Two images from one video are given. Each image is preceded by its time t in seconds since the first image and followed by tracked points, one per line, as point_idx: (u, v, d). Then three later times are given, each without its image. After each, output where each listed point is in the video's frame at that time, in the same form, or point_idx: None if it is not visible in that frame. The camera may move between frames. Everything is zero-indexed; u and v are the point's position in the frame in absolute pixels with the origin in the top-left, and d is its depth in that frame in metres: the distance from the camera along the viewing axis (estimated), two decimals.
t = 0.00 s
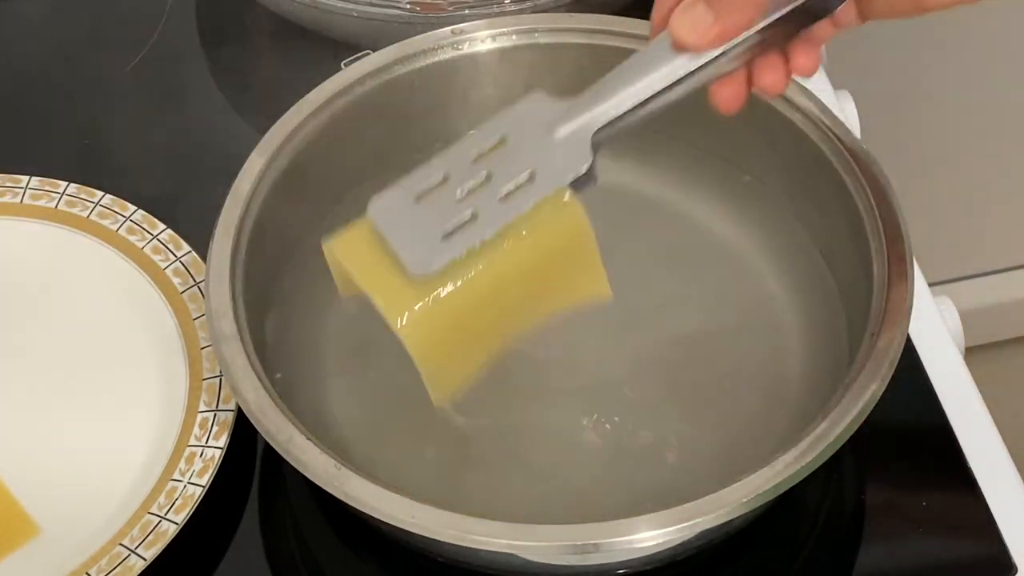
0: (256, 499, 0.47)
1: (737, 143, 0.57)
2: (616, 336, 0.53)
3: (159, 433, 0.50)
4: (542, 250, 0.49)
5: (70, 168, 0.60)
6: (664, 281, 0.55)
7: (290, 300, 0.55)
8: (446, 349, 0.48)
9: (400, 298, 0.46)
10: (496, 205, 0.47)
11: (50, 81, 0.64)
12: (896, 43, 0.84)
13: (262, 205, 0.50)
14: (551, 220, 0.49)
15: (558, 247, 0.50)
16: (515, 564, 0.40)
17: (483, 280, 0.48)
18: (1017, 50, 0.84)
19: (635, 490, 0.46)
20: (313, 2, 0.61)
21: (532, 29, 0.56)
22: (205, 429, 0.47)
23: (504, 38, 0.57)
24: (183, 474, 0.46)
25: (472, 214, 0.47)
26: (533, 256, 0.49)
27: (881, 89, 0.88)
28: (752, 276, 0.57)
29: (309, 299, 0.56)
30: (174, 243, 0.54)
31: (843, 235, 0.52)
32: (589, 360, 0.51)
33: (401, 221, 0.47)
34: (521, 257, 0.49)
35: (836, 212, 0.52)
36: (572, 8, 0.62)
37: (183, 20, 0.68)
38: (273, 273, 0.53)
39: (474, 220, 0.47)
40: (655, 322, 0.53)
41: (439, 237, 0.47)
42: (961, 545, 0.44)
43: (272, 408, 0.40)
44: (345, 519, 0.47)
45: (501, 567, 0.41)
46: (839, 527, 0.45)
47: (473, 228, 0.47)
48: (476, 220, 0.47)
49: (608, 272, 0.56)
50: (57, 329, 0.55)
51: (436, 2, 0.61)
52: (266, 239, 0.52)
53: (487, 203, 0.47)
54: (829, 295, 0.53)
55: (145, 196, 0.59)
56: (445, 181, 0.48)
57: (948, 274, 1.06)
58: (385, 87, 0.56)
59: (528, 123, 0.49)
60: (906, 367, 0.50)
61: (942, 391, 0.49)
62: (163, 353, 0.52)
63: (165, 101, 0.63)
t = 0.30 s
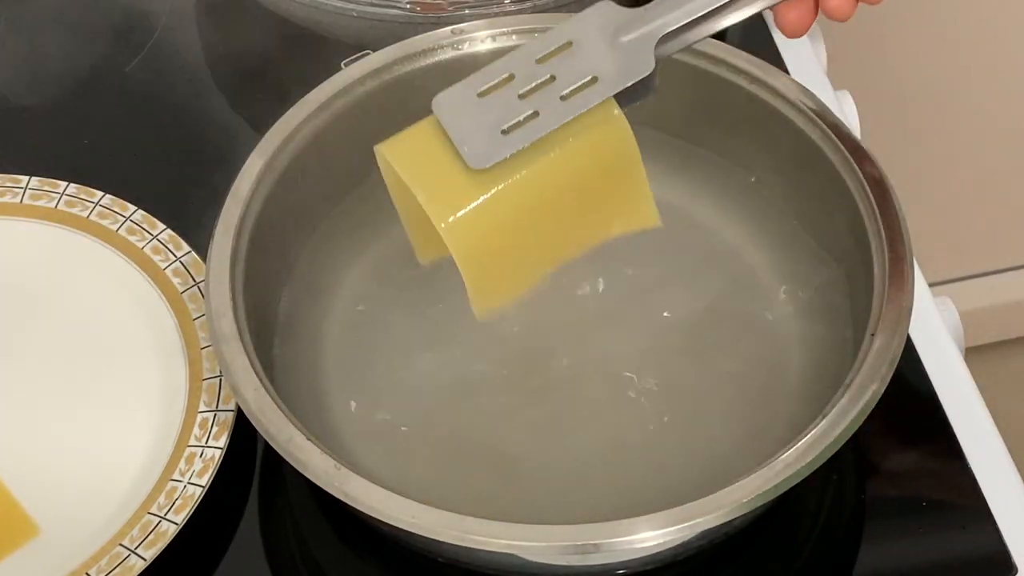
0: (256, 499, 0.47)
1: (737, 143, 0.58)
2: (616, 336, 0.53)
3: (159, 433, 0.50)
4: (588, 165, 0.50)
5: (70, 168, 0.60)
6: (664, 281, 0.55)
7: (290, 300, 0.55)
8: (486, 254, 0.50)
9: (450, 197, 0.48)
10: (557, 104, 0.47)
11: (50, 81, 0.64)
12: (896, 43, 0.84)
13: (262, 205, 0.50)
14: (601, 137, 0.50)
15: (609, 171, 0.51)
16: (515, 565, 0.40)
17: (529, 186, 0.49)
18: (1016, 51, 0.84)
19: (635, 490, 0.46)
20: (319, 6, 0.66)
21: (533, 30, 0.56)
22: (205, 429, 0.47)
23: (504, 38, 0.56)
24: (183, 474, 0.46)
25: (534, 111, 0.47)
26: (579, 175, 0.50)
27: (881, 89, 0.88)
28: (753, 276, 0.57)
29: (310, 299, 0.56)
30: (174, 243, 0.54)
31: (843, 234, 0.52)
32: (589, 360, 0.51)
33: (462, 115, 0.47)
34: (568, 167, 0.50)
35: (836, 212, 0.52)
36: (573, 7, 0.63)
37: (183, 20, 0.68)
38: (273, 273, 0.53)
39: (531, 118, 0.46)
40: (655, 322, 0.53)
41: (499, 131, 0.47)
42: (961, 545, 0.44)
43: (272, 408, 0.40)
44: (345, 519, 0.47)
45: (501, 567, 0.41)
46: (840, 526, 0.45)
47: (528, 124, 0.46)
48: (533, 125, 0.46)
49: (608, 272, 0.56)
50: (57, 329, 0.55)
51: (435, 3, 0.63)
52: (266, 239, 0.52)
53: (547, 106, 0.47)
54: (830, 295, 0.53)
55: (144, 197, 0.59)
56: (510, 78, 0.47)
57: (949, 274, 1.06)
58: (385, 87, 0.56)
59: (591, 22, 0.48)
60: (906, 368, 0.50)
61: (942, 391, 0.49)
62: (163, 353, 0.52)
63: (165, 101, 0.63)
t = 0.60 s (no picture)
0: (256, 499, 0.47)
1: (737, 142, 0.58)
2: (616, 338, 0.52)
3: (159, 433, 0.50)
4: (571, 162, 0.50)
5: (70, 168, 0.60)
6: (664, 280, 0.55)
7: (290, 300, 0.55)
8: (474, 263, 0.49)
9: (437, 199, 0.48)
10: (553, 94, 0.48)
11: (49, 81, 0.64)
12: (895, 44, 0.84)
13: (262, 205, 0.50)
14: (579, 135, 0.50)
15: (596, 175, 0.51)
16: (515, 564, 0.40)
17: (513, 182, 0.49)
18: (1016, 50, 0.85)
19: (635, 490, 0.46)
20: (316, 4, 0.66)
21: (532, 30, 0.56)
22: (205, 429, 0.47)
23: (504, 38, 0.56)
24: (183, 474, 0.46)
25: (530, 99, 0.47)
26: (563, 171, 0.50)
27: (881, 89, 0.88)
28: (753, 276, 0.57)
29: (309, 299, 0.56)
30: (175, 243, 0.54)
31: (843, 234, 0.52)
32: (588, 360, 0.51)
33: (459, 104, 0.48)
34: (552, 161, 0.50)
35: (836, 212, 0.52)
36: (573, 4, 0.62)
37: (183, 20, 0.68)
38: (273, 273, 0.53)
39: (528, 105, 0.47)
40: (653, 321, 0.53)
41: (495, 119, 0.47)
42: (960, 545, 0.44)
43: (272, 408, 0.40)
44: (346, 519, 0.47)
45: (501, 567, 0.41)
46: (839, 526, 0.45)
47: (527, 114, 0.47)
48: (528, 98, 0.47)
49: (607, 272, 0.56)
50: (57, 330, 0.55)
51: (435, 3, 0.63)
52: (266, 238, 0.52)
53: (544, 93, 0.48)
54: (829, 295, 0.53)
55: (144, 197, 0.59)
56: (507, 68, 0.48)
57: (949, 274, 1.06)
58: (385, 87, 0.56)
59: (589, 11, 0.49)
60: (906, 368, 0.50)
61: (942, 391, 0.49)
62: (163, 353, 0.52)
63: (165, 102, 0.63)
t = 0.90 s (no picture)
0: (256, 499, 0.47)
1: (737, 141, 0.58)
2: (617, 337, 0.52)
3: (159, 433, 0.50)
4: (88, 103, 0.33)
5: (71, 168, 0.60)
6: (663, 280, 0.55)
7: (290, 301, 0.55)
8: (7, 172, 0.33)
9: None
10: None
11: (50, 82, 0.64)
12: (896, 44, 0.83)
13: (262, 204, 0.50)
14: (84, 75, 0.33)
15: (116, 107, 0.34)
16: (515, 565, 0.40)
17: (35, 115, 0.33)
18: (1016, 50, 0.85)
19: (635, 490, 0.46)
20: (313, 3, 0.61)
21: (532, 30, 0.56)
22: (205, 429, 0.47)
23: (504, 38, 0.56)
24: (183, 473, 0.46)
25: None
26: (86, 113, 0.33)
27: (882, 89, 0.88)
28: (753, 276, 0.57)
29: (309, 300, 0.56)
30: (174, 243, 0.54)
31: (844, 233, 0.52)
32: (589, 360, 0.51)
33: None
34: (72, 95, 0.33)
35: (837, 212, 0.52)
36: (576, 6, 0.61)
37: (183, 20, 0.68)
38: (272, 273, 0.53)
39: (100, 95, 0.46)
40: (654, 321, 0.53)
41: None
42: (961, 544, 0.44)
43: (272, 408, 0.40)
44: (346, 519, 0.47)
45: (502, 567, 0.41)
46: (840, 526, 0.45)
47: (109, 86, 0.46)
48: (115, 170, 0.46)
49: (607, 272, 0.56)
50: (57, 331, 0.55)
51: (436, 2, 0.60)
52: (266, 237, 0.52)
53: None
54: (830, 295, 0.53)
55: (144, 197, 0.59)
56: None
57: (949, 274, 1.07)
58: (385, 86, 0.56)
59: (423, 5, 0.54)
60: (906, 368, 0.50)
61: (942, 391, 0.49)
62: (163, 353, 0.52)
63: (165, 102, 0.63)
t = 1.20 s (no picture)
0: (256, 499, 0.47)
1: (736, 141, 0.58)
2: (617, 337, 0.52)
3: (159, 433, 0.50)
4: None
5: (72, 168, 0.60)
6: (663, 280, 0.55)
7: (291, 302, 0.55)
8: None
9: None
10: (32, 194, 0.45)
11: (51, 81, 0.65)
12: (896, 44, 0.83)
13: (262, 204, 0.50)
14: None
15: None
16: (515, 564, 0.40)
17: None
18: (1015, 49, 0.85)
19: (637, 490, 0.46)
20: None
21: (532, 30, 0.56)
22: (205, 429, 0.47)
23: (504, 38, 0.57)
24: (183, 473, 0.46)
25: None
26: None
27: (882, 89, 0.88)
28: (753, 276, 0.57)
29: (309, 301, 0.56)
30: (175, 243, 0.54)
31: (844, 233, 0.52)
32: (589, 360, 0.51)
33: None
34: None
35: (836, 212, 0.52)
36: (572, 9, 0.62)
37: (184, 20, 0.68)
38: (271, 274, 0.53)
39: (22, 205, 0.46)
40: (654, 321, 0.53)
41: None
42: (961, 544, 0.44)
43: (272, 408, 0.40)
44: (346, 519, 0.47)
45: (502, 567, 0.41)
46: (839, 526, 0.45)
47: (23, 220, 0.46)
48: (20, 230, 0.46)
49: (607, 273, 0.56)
50: (58, 330, 0.55)
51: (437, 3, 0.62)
52: (266, 237, 0.52)
53: None
54: (830, 296, 0.53)
55: (145, 197, 0.59)
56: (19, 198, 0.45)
57: (949, 274, 1.07)
58: (385, 87, 0.56)
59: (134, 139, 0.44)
60: (906, 369, 0.50)
61: (942, 391, 0.49)
62: (163, 353, 0.52)
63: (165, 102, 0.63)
